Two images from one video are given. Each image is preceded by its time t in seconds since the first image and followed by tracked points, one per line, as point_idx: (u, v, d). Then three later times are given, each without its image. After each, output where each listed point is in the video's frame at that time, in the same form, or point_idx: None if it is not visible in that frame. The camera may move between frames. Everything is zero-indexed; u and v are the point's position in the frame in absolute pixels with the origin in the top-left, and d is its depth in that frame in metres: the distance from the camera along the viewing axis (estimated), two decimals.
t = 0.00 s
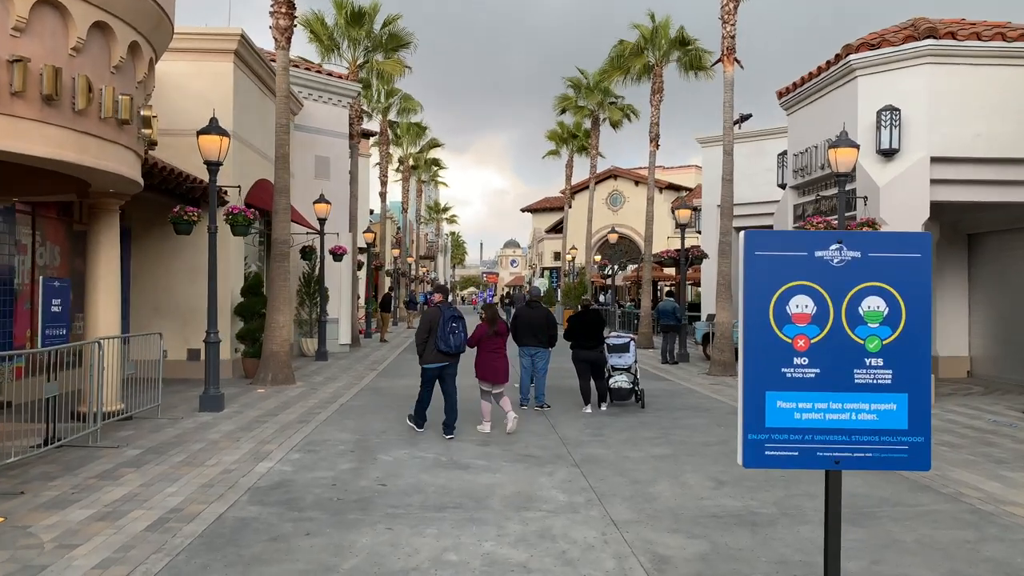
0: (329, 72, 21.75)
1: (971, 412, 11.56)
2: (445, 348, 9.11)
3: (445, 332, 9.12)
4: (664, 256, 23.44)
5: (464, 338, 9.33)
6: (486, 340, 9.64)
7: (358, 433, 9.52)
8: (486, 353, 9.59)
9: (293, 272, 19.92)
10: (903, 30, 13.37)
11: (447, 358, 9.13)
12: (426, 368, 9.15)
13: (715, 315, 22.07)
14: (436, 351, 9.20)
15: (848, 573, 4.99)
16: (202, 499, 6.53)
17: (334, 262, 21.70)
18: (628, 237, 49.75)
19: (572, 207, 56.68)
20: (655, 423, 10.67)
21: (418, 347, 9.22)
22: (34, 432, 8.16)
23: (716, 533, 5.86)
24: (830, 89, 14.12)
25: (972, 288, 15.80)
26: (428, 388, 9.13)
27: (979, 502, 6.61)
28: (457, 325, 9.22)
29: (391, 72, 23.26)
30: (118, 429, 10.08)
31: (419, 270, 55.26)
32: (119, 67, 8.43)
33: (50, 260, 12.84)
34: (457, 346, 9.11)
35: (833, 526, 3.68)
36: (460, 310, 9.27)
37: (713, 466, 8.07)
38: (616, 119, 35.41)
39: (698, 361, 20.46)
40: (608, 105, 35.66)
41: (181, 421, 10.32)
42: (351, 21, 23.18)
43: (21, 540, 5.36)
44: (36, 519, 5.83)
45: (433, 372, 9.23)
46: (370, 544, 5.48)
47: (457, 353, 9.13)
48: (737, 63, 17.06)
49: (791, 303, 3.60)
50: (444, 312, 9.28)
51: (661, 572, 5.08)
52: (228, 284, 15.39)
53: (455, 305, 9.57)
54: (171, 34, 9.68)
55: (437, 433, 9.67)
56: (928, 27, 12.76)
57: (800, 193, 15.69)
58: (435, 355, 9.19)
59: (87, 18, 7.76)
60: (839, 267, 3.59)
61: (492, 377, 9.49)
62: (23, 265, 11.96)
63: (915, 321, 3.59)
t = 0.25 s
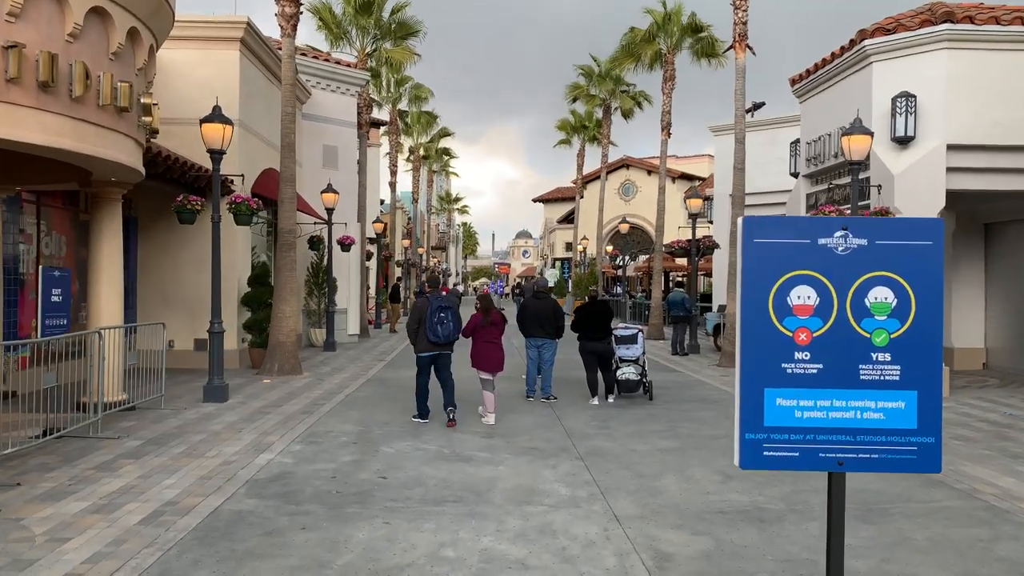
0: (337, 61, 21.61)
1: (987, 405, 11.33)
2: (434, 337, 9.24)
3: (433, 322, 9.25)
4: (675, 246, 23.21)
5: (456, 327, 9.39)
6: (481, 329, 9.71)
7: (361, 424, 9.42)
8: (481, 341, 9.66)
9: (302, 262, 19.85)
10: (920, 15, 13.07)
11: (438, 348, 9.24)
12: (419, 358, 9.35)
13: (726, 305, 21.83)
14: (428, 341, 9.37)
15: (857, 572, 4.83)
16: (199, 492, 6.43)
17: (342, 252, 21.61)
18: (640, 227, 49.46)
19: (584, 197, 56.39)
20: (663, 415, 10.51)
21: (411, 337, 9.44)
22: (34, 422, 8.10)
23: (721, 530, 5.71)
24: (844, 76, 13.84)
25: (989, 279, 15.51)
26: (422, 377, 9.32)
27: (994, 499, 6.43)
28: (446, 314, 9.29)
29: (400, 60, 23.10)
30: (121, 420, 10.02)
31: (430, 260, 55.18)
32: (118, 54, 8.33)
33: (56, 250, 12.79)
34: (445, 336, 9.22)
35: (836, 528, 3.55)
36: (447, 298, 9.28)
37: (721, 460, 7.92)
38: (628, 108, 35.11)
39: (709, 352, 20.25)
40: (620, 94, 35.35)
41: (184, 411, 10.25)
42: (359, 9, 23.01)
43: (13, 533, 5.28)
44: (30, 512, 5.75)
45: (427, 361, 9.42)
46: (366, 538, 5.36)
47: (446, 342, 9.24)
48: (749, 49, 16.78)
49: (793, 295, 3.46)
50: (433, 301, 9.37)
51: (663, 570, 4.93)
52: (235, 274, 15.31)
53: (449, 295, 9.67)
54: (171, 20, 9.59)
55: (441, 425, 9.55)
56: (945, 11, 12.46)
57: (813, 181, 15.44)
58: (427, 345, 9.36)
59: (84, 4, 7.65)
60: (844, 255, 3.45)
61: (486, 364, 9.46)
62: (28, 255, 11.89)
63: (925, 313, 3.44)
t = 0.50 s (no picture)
0: (338, 49, 21.41)
1: (999, 395, 11.12)
2: (423, 326, 9.36)
3: (420, 311, 9.38)
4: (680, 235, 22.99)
5: (445, 315, 9.49)
6: (474, 319, 9.74)
7: (361, 417, 9.28)
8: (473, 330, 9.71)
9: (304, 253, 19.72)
10: None
11: (427, 336, 9.36)
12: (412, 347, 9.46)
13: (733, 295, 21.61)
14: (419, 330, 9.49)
15: (867, 570, 4.65)
16: (192, 487, 6.31)
17: (345, 243, 21.47)
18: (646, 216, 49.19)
19: (590, 186, 56.10)
20: (668, 406, 10.34)
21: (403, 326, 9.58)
22: (29, 415, 7.99)
23: (725, 525, 5.54)
24: (853, 60, 13.58)
25: (1001, 266, 15.25)
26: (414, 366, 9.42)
27: (1008, 492, 6.24)
28: (434, 303, 9.42)
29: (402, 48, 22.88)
30: (119, 412, 9.90)
31: (437, 251, 55.06)
32: (109, 40, 8.17)
33: (55, 241, 12.69)
34: (433, 324, 9.32)
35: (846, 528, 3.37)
36: (436, 288, 9.46)
37: (726, 452, 7.74)
38: (633, 95, 34.82)
39: (715, 342, 20.05)
40: (625, 81, 35.05)
41: (182, 404, 10.13)
42: None
43: None
44: (18, 508, 5.63)
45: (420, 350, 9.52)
46: (360, 535, 5.22)
47: (435, 330, 9.33)
48: (755, 34, 16.52)
49: (799, 280, 3.29)
50: (421, 291, 9.53)
51: (665, 568, 4.77)
52: (236, 265, 15.18)
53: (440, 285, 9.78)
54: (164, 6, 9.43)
55: (441, 417, 9.41)
56: None
57: (821, 168, 15.20)
58: (418, 334, 9.47)
59: None
60: (854, 236, 3.27)
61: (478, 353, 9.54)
62: (26, 246, 11.78)
63: (942, 299, 3.24)
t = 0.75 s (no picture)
0: (335, 44, 21.22)
1: (1006, 389, 10.96)
2: (415, 323, 9.26)
3: (413, 308, 9.27)
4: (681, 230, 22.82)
5: (439, 312, 9.37)
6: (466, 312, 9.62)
7: (358, 415, 9.14)
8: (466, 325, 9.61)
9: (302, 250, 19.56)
10: None
11: (420, 333, 9.27)
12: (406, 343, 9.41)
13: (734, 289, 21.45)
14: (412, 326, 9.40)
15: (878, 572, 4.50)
16: (184, 489, 6.16)
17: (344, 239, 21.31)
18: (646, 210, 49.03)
19: (590, 181, 55.93)
20: (670, 402, 10.19)
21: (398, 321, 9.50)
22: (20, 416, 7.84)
23: (731, 525, 5.40)
24: (856, 50, 13.40)
25: (1006, 258, 15.07)
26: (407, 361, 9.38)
27: (1020, 489, 6.08)
28: (428, 300, 9.29)
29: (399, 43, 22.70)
30: (113, 412, 9.76)
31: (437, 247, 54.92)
32: (98, 33, 8.01)
33: (49, 239, 12.55)
34: (425, 321, 9.21)
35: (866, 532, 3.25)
36: (430, 285, 9.30)
37: (730, 449, 7.59)
38: (632, 89, 34.64)
39: (717, 336, 19.89)
40: (625, 75, 34.86)
41: (178, 403, 9.98)
42: None
43: None
44: (4, 512, 5.49)
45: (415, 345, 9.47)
46: (354, 538, 5.07)
47: (427, 328, 9.24)
48: (756, 25, 16.33)
49: (814, 271, 3.14)
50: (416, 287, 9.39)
51: (670, 570, 4.62)
52: (232, 262, 15.03)
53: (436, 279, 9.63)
54: None
55: (440, 414, 9.26)
56: None
57: (823, 160, 15.03)
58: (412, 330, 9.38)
59: None
60: (873, 224, 3.12)
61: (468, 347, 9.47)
62: (19, 243, 11.62)
63: (967, 292, 3.08)
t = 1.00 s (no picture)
0: (331, 43, 21.05)
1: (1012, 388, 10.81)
2: (412, 321, 9.10)
3: (411, 306, 9.11)
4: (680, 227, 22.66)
5: (436, 312, 9.23)
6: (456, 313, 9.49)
7: (354, 418, 8.99)
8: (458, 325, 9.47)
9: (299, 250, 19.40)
10: None
11: (415, 331, 9.10)
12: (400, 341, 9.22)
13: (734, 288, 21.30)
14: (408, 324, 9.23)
15: None
16: (173, 497, 6.01)
17: (341, 239, 21.15)
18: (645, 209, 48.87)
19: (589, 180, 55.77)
20: (671, 403, 10.03)
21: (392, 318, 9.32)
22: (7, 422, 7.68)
23: (735, 532, 5.24)
24: (857, 45, 13.24)
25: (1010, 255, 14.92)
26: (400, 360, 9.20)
27: None
28: (425, 298, 9.15)
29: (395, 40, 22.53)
30: (105, 416, 9.60)
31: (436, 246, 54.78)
32: (85, 30, 7.85)
33: (42, 241, 12.39)
34: (422, 320, 9.06)
35: (887, 552, 3.10)
36: (429, 284, 9.16)
37: (733, 452, 7.43)
38: (631, 87, 34.48)
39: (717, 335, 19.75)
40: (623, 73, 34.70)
41: (171, 407, 9.83)
42: None
43: None
44: None
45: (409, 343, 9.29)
46: (347, 549, 4.92)
47: (424, 326, 9.08)
48: (755, 20, 16.17)
49: (830, 273, 2.99)
50: (414, 286, 9.24)
51: None
52: (228, 262, 14.88)
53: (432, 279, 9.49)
54: None
55: (437, 417, 9.10)
56: None
57: (824, 157, 14.87)
58: (407, 328, 9.20)
59: None
60: (893, 222, 2.97)
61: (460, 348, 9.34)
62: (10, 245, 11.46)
63: (994, 296, 2.93)
